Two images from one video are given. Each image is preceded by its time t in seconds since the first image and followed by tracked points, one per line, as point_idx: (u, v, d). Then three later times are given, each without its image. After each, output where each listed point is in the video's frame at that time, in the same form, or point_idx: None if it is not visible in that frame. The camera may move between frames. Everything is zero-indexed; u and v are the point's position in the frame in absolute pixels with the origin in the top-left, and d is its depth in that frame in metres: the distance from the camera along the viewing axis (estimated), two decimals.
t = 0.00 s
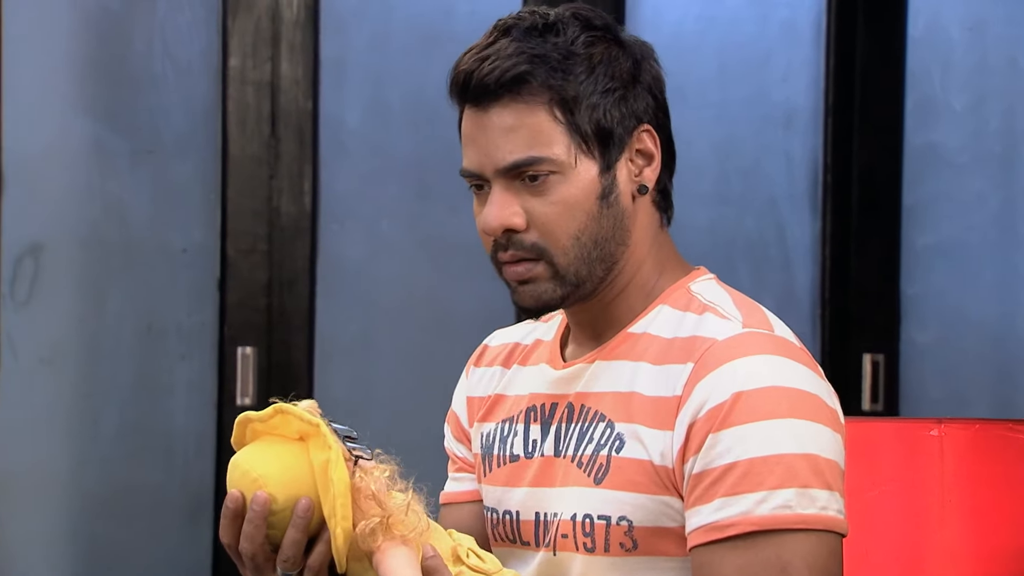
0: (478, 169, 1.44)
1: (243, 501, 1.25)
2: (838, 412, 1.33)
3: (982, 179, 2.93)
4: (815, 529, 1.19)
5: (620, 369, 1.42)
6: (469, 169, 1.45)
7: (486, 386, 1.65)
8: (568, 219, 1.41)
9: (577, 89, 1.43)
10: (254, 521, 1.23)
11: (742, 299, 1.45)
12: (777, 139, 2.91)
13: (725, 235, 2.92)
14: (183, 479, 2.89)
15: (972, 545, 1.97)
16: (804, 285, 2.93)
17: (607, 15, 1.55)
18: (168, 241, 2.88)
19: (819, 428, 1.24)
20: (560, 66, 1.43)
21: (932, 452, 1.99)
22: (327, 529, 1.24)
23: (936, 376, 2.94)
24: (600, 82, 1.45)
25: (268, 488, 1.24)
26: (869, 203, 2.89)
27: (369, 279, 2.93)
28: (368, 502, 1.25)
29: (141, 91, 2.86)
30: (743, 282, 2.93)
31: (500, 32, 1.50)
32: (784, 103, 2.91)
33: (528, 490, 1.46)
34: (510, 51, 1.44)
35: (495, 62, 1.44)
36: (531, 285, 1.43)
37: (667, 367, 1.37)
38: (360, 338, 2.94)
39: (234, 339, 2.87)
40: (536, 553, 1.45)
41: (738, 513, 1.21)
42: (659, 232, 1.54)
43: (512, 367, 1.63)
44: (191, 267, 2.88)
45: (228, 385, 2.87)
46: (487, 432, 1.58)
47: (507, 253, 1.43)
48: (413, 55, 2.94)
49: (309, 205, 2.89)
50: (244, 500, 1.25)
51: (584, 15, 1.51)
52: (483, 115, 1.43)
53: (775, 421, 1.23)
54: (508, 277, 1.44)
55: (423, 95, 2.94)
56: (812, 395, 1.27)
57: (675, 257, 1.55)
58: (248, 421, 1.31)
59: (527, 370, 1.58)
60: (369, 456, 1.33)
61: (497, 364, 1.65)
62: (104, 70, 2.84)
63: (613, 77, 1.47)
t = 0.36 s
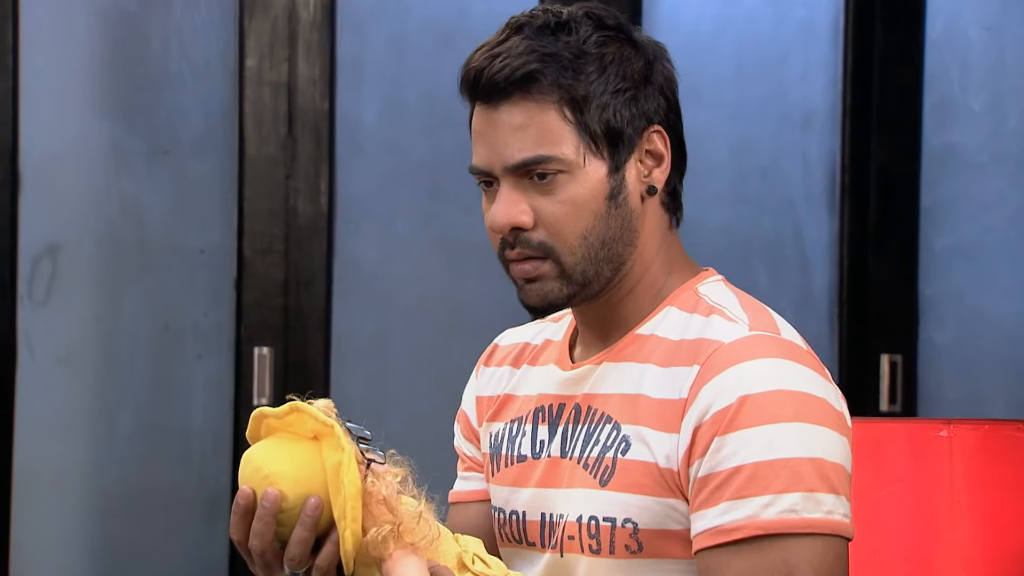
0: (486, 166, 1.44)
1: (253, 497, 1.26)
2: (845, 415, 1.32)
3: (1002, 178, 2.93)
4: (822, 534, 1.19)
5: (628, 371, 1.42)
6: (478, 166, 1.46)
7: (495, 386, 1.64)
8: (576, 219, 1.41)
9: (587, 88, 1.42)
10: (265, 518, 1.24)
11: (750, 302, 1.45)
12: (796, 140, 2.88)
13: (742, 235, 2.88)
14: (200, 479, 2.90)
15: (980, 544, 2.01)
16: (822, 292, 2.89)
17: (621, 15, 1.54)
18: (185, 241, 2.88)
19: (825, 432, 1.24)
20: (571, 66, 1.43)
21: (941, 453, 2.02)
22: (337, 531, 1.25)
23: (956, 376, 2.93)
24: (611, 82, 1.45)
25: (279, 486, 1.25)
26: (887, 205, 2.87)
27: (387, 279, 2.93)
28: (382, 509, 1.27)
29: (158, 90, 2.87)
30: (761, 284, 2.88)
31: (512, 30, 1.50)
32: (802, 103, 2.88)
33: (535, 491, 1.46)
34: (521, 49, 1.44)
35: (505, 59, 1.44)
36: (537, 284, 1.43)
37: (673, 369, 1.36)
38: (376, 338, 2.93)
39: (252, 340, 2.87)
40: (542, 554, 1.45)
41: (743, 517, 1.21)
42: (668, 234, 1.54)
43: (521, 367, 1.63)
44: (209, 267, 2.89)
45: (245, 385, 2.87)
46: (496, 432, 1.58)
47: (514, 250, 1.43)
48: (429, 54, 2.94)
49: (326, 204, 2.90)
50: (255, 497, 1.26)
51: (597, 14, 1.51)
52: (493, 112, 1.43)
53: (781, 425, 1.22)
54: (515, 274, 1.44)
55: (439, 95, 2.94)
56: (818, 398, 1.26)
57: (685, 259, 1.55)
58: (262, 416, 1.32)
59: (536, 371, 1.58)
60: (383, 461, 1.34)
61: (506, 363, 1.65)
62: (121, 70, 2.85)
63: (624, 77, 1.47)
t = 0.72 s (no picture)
0: (486, 164, 1.44)
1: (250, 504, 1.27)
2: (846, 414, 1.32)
3: (1019, 179, 2.91)
4: (821, 533, 1.19)
5: (628, 371, 1.42)
6: (478, 164, 1.46)
7: (501, 390, 1.64)
8: (575, 216, 1.41)
9: (586, 86, 1.43)
10: (261, 525, 1.25)
11: (751, 301, 1.44)
12: (812, 139, 2.88)
13: (758, 233, 2.88)
14: (216, 478, 2.91)
15: (989, 547, 1.97)
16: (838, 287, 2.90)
17: (622, 14, 1.55)
18: (202, 241, 2.89)
19: (824, 431, 1.23)
20: (571, 63, 1.43)
21: (949, 454, 1.99)
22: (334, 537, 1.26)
23: (974, 377, 2.92)
24: (611, 80, 1.45)
25: (275, 493, 1.26)
26: (906, 205, 2.86)
27: (403, 279, 2.93)
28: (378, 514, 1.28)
29: (174, 91, 2.89)
30: (777, 284, 2.89)
31: (513, 28, 1.51)
32: (818, 103, 2.88)
33: (538, 492, 1.46)
34: (521, 46, 1.45)
35: (505, 56, 1.44)
36: (537, 282, 1.43)
37: (673, 370, 1.36)
38: (391, 338, 2.93)
39: (267, 340, 2.87)
40: (544, 556, 1.44)
41: (742, 516, 1.20)
42: (670, 233, 1.54)
43: (526, 370, 1.63)
44: (224, 269, 2.90)
45: (260, 385, 2.88)
46: (501, 434, 1.58)
47: (513, 248, 1.43)
48: (444, 55, 2.95)
49: (341, 205, 2.89)
50: (251, 504, 1.28)
51: (597, 13, 1.51)
52: (493, 109, 1.44)
53: (780, 424, 1.22)
54: (515, 273, 1.44)
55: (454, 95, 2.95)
56: (818, 397, 1.26)
57: (687, 259, 1.54)
58: (259, 423, 1.32)
59: (541, 374, 1.58)
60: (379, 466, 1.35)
61: (512, 366, 1.65)
62: (138, 71, 2.87)
63: (624, 76, 1.47)
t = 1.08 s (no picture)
0: (483, 162, 1.44)
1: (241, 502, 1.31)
2: (850, 414, 1.31)
3: None
4: (825, 531, 1.17)
5: (629, 372, 1.41)
6: (476, 163, 1.46)
7: (505, 394, 1.64)
8: (573, 213, 1.40)
9: (583, 84, 1.42)
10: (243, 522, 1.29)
11: (752, 300, 1.43)
12: (831, 141, 2.88)
13: (778, 235, 2.88)
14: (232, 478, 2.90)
15: (1000, 548, 1.94)
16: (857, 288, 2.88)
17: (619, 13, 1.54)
18: (220, 241, 2.90)
19: (827, 430, 1.22)
20: (567, 61, 1.43)
21: (959, 454, 1.95)
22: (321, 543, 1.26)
23: (995, 378, 2.89)
24: (607, 78, 1.45)
25: (263, 496, 1.29)
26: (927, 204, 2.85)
27: (421, 280, 2.93)
28: (369, 526, 1.27)
29: (193, 92, 2.89)
30: (796, 284, 2.88)
31: (510, 27, 1.50)
32: (837, 102, 2.88)
33: (543, 496, 1.44)
34: (517, 44, 1.45)
35: (501, 54, 1.44)
36: (535, 280, 1.42)
37: (676, 371, 1.35)
38: (410, 338, 2.92)
39: (286, 340, 2.88)
40: (550, 560, 1.42)
41: (745, 515, 1.19)
42: (669, 233, 1.52)
43: (529, 374, 1.61)
44: (242, 269, 2.90)
45: (280, 385, 2.90)
46: (506, 438, 1.57)
47: (511, 247, 1.42)
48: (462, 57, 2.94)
49: (360, 206, 2.90)
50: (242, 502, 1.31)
51: (594, 12, 1.50)
52: (490, 108, 1.43)
53: (781, 423, 1.21)
54: (513, 272, 1.43)
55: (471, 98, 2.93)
56: (820, 396, 1.25)
57: (687, 259, 1.53)
58: (257, 425, 1.35)
59: (544, 377, 1.56)
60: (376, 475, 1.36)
61: (515, 370, 1.64)
62: (158, 71, 2.88)
63: (622, 74, 1.46)
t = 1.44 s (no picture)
0: (491, 156, 1.43)
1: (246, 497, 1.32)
2: (854, 415, 1.30)
3: None
4: (829, 532, 1.17)
5: (633, 373, 1.41)
6: (484, 157, 1.45)
7: (510, 395, 1.64)
8: (579, 209, 1.39)
9: (593, 81, 1.41)
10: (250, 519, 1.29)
11: (756, 300, 1.42)
12: (849, 139, 2.86)
13: (795, 235, 2.87)
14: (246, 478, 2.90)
15: (1010, 548, 1.89)
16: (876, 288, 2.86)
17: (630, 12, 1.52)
18: (237, 241, 2.91)
19: (831, 431, 1.22)
20: (578, 56, 1.42)
21: (969, 455, 1.92)
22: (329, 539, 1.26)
23: (1014, 380, 2.87)
24: (617, 75, 1.44)
25: (270, 491, 1.29)
26: (946, 205, 2.83)
27: (436, 280, 2.91)
28: (374, 521, 1.27)
29: (211, 92, 2.90)
30: (815, 285, 2.87)
31: (522, 21, 1.49)
32: (857, 102, 2.86)
33: (549, 498, 1.44)
34: (528, 38, 1.44)
35: (512, 48, 1.44)
36: (539, 274, 1.41)
37: (679, 372, 1.35)
38: (426, 337, 2.92)
39: (303, 341, 2.88)
40: (556, 562, 1.42)
41: (750, 516, 1.19)
42: (674, 234, 1.51)
43: (535, 376, 1.61)
44: (259, 269, 2.91)
45: (296, 385, 2.89)
46: (512, 441, 1.57)
47: (515, 241, 1.42)
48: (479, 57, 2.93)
49: (377, 206, 2.89)
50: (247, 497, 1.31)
51: (606, 9, 1.49)
52: (500, 101, 1.43)
53: (784, 424, 1.20)
54: (517, 265, 1.43)
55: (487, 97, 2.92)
56: (823, 396, 1.24)
57: (691, 261, 1.52)
58: (264, 422, 1.36)
59: (549, 379, 1.56)
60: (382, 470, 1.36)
61: (521, 373, 1.64)
62: (175, 72, 2.90)
63: (631, 72, 1.45)
